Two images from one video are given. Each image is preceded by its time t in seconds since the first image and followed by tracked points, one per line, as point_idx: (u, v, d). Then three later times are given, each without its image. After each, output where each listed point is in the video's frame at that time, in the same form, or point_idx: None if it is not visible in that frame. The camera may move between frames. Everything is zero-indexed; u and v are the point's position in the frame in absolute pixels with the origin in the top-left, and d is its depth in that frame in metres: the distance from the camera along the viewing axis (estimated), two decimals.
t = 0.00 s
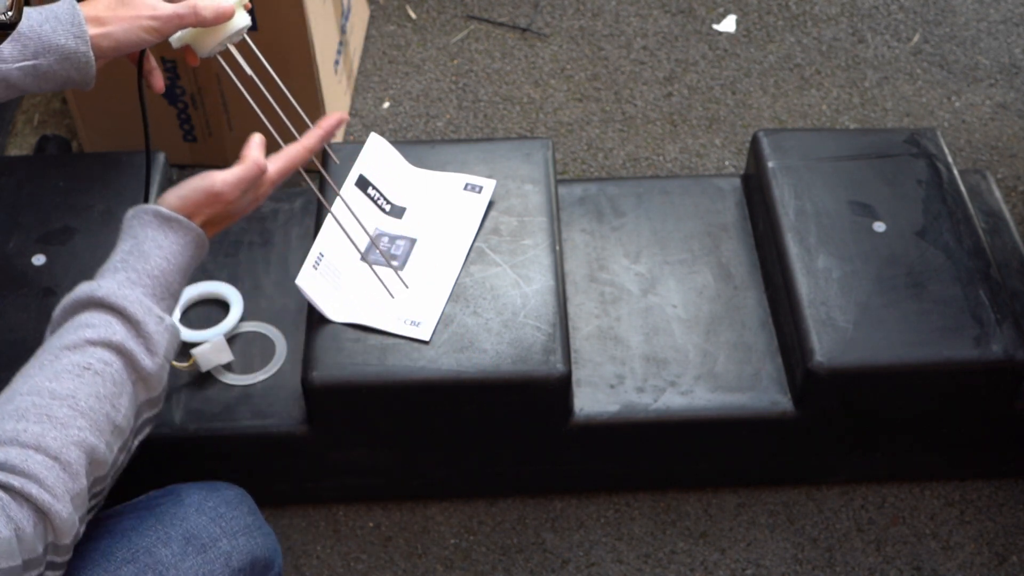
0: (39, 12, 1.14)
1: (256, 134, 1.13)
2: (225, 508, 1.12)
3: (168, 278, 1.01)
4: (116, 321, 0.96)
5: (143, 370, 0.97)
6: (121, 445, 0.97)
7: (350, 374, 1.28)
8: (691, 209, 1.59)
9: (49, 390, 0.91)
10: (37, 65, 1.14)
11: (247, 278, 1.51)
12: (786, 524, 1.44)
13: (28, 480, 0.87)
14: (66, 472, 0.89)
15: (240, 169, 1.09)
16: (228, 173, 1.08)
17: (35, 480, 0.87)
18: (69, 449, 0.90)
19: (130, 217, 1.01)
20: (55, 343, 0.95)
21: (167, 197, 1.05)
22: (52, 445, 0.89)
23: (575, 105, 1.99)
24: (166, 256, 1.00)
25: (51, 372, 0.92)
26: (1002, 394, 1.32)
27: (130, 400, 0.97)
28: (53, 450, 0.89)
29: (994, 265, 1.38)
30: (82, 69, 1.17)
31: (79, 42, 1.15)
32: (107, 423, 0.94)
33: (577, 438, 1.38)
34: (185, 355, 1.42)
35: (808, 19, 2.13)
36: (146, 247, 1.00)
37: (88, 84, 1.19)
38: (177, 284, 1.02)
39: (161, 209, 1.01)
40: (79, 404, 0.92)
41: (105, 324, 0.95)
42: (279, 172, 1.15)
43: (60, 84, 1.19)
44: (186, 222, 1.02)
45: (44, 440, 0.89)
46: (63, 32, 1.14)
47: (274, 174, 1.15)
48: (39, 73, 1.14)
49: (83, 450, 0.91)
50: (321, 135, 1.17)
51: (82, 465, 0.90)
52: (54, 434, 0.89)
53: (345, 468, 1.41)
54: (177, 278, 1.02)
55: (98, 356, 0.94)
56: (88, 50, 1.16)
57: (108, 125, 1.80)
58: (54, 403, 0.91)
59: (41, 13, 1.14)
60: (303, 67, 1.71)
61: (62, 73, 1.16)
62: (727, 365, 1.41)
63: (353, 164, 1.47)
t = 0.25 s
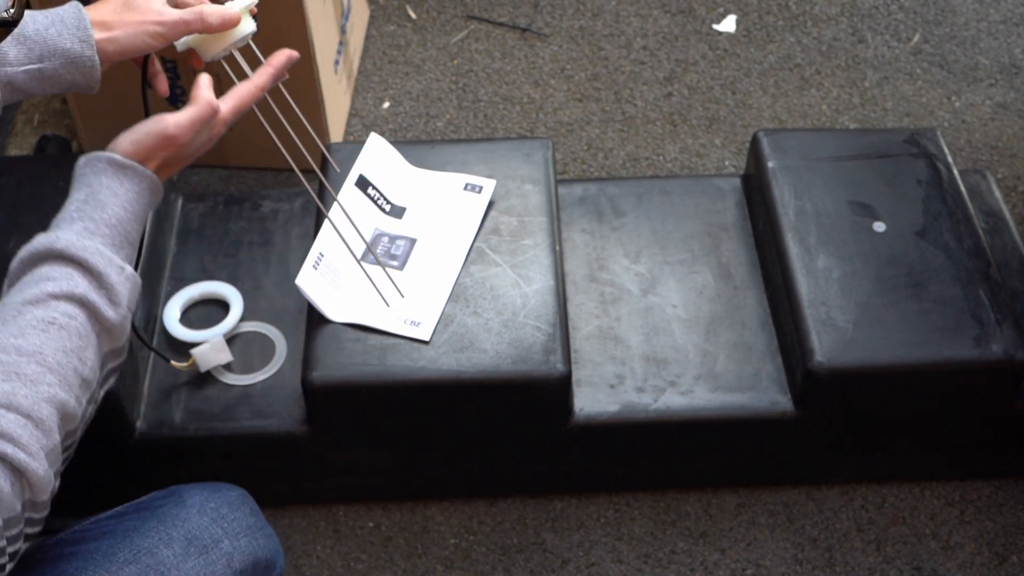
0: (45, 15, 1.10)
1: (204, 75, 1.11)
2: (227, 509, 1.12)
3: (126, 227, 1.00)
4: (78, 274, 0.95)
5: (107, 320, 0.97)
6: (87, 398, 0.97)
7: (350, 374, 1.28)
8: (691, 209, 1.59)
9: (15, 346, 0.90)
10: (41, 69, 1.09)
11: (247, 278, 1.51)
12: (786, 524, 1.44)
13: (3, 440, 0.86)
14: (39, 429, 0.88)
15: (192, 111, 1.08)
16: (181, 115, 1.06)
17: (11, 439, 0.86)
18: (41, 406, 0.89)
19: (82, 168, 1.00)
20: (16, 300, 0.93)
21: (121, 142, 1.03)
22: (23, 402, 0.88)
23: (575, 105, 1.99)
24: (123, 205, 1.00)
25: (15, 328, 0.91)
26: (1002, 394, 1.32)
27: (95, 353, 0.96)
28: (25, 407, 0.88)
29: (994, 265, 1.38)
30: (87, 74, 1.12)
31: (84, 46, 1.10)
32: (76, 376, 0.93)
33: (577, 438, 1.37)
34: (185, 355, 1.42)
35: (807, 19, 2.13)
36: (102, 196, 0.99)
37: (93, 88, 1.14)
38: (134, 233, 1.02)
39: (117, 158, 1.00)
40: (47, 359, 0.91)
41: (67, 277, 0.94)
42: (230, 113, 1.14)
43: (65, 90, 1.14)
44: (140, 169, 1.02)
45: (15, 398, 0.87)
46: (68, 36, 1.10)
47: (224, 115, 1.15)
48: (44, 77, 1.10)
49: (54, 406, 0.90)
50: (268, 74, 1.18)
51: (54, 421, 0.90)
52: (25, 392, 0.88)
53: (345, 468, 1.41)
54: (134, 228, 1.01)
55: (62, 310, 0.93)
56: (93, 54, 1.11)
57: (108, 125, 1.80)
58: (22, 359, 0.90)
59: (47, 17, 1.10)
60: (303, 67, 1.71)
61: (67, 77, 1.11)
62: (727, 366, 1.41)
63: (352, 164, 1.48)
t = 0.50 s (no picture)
0: (44, 14, 1.09)
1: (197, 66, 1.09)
2: (225, 507, 1.12)
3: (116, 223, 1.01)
4: (68, 270, 0.96)
5: (97, 317, 0.98)
6: (77, 392, 0.98)
7: (350, 374, 1.28)
8: (691, 209, 1.59)
9: (6, 344, 0.91)
10: (40, 67, 1.07)
11: (247, 278, 1.51)
12: (786, 524, 1.44)
13: None
14: (30, 427, 0.89)
15: (183, 102, 1.06)
16: (172, 107, 1.05)
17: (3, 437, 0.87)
18: (32, 403, 0.90)
19: (73, 162, 1.00)
20: (7, 294, 0.94)
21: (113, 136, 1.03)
22: (15, 400, 0.89)
23: (575, 105, 1.99)
24: (112, 200, 1.01)
25: (6, 325, 0.92)
26: (1002, 394, 1.32)
27: (85, 349, 0.97)
28: (17, 406, 0.89)
29: (994, 265, 1.38)
30: (86, 71, 1.10)
31: (83, 43, 1.08)
32: (66, 373, 0.94)
33: (577, 438, 1.37)
34: (185, 355, 1.42)
35: (808, 19, 2.13)
36: (93, 191, 1.00)
37: (93, 84, 1.12)
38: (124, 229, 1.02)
39: (108, 152, 1.01)
40: (38, 356, 0.92)
41: (57, 273, 0.95)
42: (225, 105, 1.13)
43: (65, 88, 1.12)
44: (131, 163, 1.02)
45: (7, 396, 0.89)
46: (67, 33, 1.08)
47: (217, 108, 1.13)
48: (42, 75, 1.08)
49: (45, 404, 0.91)
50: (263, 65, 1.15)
51: (46, 419, 0.91)
52: (16, 390, 0.89)
53: (345, 468, 1.41)
54: (124, 223, 1.02)
55: (53, 306, 0.94)
56: (92, 51, 1.08)
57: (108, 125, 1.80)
58: (13, 357, 0.91)
59: (47, 15, 1.08)
60: (303, 67, 1.71)
61: (67, 75, 1.09)
62: (727, 366, 1.41)
63: (352, 164, 1.48)
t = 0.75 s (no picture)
0: (40, 11, 1.09)
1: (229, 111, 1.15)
2: (225, 508, 1.12)
3: (140, 260, 1.01)
4: (91, 301, 0.96)
5: (116, 351, 0.97)
6: (90, 426, 0.97)
7: (349, 374, 1.28)
8: (691, 209, 1.59)
9: (24, 371, 0.90)
10: (37, 64, 1.07)
11: (247, 278, 1.51)
12: (786, 524, 1.44)
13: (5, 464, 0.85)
14: (41, 455, 0.88)
15: (215, 145, 1.10)
16: (205, 149, 1.08)
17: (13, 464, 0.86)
18: (45, 432, 0.89)
19: (104, 197, 1.01)
20: (27, 323, 0.94)
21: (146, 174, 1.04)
22: (28, 428, 0.88)
23: (575, 105, 1.99)
24: (140, 237, 1.02)
25: (25, 353, 0.91)
26: (1002, 394, 1.32)
27: (102, 383, 0.96)
28: (29, 433, 0.88)
29: (994, 265, 1.38)
30: (83, 68, 1.10)
31: (80, 41, 1.09)
32: (81, 405, 0.93)
33: (577, 438, 1.37)
34: (185, 355, 1.42)
35: (808, 19, 2.13)
36: (120, 227, 1.00)
37: (92, 80, 1.12)
38: (147, 267, 1.03)
39: (139, 189, 1.02)
40: (54, 386, 0.91)
41: (79, 304, 0.95)
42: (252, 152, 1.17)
43: (63, 86, 1.12)
44: (159, 201, 1.04)
45: (19, 423, 0.88)
46: (63, 31, 1.08)
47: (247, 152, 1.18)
48: (40, 72, 1.08)
49: (58, 433, 0.90)
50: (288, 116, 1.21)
51: (57, 449, 0.90)
52: (30, 417, 0.88)
53: (345, 468, 1.41)
54: (148, 261, 1.03)
55: (73, 336, 0.94)
56: (90, 48, 1.09)
57: (108, 124, 1.80)
58: (30, 385, 0.90)
59: (43, 12, 1.09)
60: (303, 67, 1.71)
61: (64, 72, 1.10)
62: (727, 366, 1.41)
63: (352, 164, 1.48)
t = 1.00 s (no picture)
0: None
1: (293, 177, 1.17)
2: (225, 507, 1.12)
3: (177, 312, 1.03)
4: (122, 348, 0.98)
5: (142, 400, 0.98)
6: (109, 474, 0.98)
7: (350, 374, 1.28)
8: (691, 209, 1.59)
9: (48, 412, 0.92)
10: (29, 52, 1.20)
11: (247, 278, 1.51)
12: (786, 524, 1.44)
13: (14, 503, 0.86)
14: (51, 498, 0.89)
15: (276, 205, 1.14)
16: (264, 208, 1.12)
17: (21, 503, 0.87)
18: (58, 475, 0.90)
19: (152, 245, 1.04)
20: (60, 362, 0.96)
21: (203, 227, 1.10)
22: (42, 469, 0.89)
23: (575, 105, 1.99)
24: (180, 289, 1.04)
25: (51, 393, 0.93)
26: (1002, 394, 1.32)
27: (124, 431, 0.97)
28: (43, 475, 0.89)
29: (994, 265, 1.38)
30: (74, 56, 1.23)
31: (69, 28, 1.21)
32: (99, 451, 0.94)
33: (577, 438, 1.37)
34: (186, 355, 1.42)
35: (808, 19, 2.13)
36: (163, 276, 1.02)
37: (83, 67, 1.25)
38: (182, 319, 1.04)
39: (189, 243, 1.05)
40: (75, 430, 0.92)
41: (111, 350, 0.97)
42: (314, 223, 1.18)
43: (57, 72, 1.26)
44: (206, 257, 1.06)
45: (35, 464, 0.89)
46: (53, 19, 1.21)
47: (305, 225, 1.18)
48: (33, 60, 1.21)
49: (71, 477, 0.91)
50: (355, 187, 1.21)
51: (69, 493, 0.91)
52: (47, 460, 0.90)
53: (345, 468, 1.41)
54: (184, 313, 1.04)
55: (100, 381, 0.95)
56: (78, 35, 1.22)
57: (108, 124, 1.80)
58: (52, 427, 0.91)
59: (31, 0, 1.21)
60: (303, 67, 1.71)
61: (55, 60, 1.23)
62: (727, 365, 1.41)
63: (352, 164, 1.48)
